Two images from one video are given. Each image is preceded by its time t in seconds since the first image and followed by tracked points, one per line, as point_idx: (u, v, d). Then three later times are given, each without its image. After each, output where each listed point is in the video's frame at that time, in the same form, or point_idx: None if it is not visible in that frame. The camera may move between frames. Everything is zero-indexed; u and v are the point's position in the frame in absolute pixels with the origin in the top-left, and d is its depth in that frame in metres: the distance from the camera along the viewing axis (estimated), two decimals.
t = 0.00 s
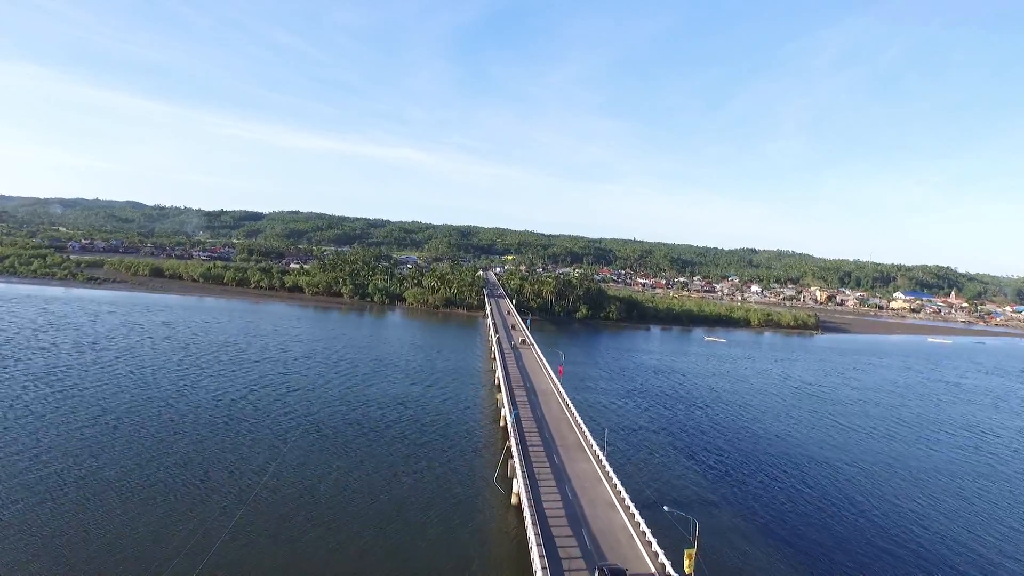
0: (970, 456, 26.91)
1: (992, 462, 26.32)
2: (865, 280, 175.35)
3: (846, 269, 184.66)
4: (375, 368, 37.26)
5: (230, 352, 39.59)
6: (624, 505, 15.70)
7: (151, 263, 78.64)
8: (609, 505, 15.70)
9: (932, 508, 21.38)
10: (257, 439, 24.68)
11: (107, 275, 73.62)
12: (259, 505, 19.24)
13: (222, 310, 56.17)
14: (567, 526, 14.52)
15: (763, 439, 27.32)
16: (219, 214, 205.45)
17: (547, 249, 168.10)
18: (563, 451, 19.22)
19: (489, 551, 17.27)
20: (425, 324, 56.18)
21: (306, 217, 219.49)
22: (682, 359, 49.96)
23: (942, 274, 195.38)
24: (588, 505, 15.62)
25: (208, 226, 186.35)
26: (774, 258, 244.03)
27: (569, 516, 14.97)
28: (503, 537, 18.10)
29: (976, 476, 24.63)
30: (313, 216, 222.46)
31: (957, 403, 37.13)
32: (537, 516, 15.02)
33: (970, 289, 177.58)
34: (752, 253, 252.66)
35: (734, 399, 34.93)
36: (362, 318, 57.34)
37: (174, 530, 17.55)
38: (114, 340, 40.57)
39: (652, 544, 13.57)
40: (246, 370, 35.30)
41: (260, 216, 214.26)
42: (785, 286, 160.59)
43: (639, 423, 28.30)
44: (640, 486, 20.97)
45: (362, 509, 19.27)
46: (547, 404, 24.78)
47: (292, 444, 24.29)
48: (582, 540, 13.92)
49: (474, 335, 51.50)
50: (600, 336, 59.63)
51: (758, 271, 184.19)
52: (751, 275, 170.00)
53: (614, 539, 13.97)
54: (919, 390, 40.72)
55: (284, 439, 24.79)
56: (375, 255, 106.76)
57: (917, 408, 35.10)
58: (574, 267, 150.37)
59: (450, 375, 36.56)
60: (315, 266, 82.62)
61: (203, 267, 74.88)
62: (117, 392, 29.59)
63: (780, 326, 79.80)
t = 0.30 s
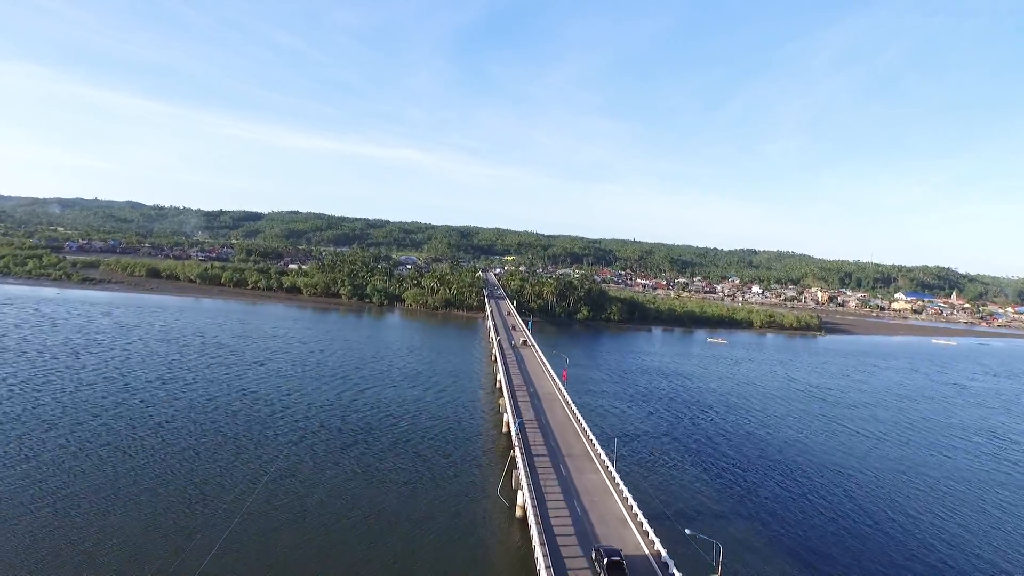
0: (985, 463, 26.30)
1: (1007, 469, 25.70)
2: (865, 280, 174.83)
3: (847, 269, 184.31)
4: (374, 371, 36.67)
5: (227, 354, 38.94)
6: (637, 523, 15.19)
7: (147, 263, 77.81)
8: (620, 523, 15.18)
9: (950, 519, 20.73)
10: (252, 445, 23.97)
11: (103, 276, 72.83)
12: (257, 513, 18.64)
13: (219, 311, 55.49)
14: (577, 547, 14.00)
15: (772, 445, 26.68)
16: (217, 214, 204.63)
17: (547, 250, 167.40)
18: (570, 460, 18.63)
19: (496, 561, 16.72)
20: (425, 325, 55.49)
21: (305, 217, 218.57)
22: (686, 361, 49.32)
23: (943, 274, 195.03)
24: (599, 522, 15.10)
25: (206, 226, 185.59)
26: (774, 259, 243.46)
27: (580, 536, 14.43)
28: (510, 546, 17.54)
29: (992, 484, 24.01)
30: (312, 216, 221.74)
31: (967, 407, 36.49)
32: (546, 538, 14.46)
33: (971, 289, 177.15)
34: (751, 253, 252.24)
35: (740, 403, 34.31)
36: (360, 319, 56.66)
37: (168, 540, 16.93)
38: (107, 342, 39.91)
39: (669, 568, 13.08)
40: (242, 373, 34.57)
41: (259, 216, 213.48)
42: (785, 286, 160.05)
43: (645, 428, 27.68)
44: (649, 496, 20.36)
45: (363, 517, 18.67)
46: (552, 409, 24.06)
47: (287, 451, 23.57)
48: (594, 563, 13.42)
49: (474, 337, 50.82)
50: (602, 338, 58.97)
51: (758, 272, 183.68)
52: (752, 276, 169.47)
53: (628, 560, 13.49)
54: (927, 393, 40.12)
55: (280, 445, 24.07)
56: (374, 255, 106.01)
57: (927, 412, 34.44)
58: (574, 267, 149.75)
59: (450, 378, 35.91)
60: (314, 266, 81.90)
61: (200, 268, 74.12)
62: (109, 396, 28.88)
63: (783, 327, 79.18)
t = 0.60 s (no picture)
0: (1002, 471, 25.56)
1: None
2: (865, 281, 174.30)
3: (847, 270, 183.82)
4: (372, 373, 35.82)
5: (221, 356, 38.04)
6: (650, 540, 14.42)
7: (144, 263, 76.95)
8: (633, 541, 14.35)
9: (970, 533, 20.02)
10: (244, 448, 23.06)
11: (99, 276, 71.95)
12: (251, 524, 17.82)
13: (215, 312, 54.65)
14: (588, 567, 13.18)
15: (783, 453, 25.88)
16: (215, 214, 203.60)
17: (547, 250, 166.71)
18: (577, 473, 17.78)
19: None
20: (424, 327, 54.66)
21: (304, 217, 217.69)
22: (689, 364, 48.55)
23: (943, 275, 194.60)
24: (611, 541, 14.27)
25: (204, 226, 184.76)
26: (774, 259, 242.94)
27: (591, 555, 13.67)
28: (515, 561, 16.76)
29: (1011, 494, 23.25)
30: (311, 216, 220.96)
31: (978, 411, 35.76)
32: (555, 557, 13.64)
33: (971, 290, 176.70)
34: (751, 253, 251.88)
35: (747, 408, 33.52)
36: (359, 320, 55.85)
37: (156, 551, 16.10)
38: (99, 344, 38.98)
39: None
40: (237, 375, 33.67)
41: (258, 216, 212.76)
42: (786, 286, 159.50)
43: (652, 435, 26.86)
44: (659, 507, 19.61)
45: (361, 530, 17.85)
46: (557, 417, 23.21)
47: (282, 454, 22.66)
48: None
49: (474, 339, 50.00)
50: (604, 339, 58.16)
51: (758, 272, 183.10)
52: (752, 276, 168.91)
53: None
54: (936, 397, 39.40)
55: (273, 448, 23.16)
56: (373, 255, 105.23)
57: (938, 417, 33.69)
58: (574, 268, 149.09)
59: (450, 382, 35.05)
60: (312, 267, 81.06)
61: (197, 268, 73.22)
62: (97, 396, 27.90)
63: (785, 328, 78.44)
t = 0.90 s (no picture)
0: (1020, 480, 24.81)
1: None
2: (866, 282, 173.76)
3: (848, 270, 183.14)
4: (372, 377, 35.02)
5: (217, 359, 37.24)
6: (664, 559, 13.60)
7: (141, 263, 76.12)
8: (646, 560, 13.54)
9: (992, 547, 19.24)
10: (238, 456, 22.27)
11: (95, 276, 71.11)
12: (244, 536, 17.05)
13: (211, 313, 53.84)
14: None
15: (795, 460, 25.08)
16: (214, 214, 202.79)
17: (547, 250, 165.94)
18: (586, 487, 16.95)
19: None
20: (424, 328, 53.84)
21: (303, 217, 216.94)
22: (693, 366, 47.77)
23: (944, 275, 194.02)
24: (623, 560, 13.44)
25: (203, 226, 183.84)
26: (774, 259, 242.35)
27: (602, 573, 12.89)
28: None
29: None
30: (310, 216, 220.22)
31: (990, 416, 35.02)
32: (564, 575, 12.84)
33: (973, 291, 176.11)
34: (751, 254, 251.23)
35: (755, 412, 32.74)
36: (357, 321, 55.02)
37: (142, 566, 15.33)
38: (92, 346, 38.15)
39: None
40: (232, 379, 32.86)
41: (257, 216, 212.06)
42: (787, 287, 158.92)
43: (659, 442, 26.06)
44: (670, 519, 18.86)
45: (360, 544, 17.07)
46: (562, 425, 22.38)
47: (278, 463, 21.87)
48: None
49: (474, 341, 49.17)
50: (606, 341, 57.40)
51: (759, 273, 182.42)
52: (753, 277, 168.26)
53: None
54: (947, 401, 38.66)
55: (267, 457, 22.33)
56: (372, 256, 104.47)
57: (951, 421, 32.95)
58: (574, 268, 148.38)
59: (451, 386, 34.21)
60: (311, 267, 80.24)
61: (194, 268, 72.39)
62: (86, 401, 27.03)
63: (789, 330, 77.62)
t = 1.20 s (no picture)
0: None
1: None
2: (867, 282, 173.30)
3: (849, 271, 182.45)
4: (371, 380, 34.25)
5: (213, 361, 36.46)
6: None
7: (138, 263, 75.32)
8: None
9: (1015, 562, 18.50)
10: (232, 464, 21.53)
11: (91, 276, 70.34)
12: (237, 549, 16.35)
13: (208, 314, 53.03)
14: None
15: (807, 469, 24.32)
16: (213, 214, 202.04)
17: (547, 250, 165.18)
18: (595, 499, 16.17)
19: None
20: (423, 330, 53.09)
21: (302, 217, 216.06)
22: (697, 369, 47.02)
23: (946, 276, 193.39)
24: None
25: (202, 225, 182.93)
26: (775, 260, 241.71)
27: None
28: None
29: None
30: (309, 216, 219.35)
31: (1002, 420, 34.26)
32: None
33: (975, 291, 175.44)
34: (752, 254, 250.78)
35: (762, 417, 32.00)
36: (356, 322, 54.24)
37: None
38: (86, 348, 37.38)
39: None
40: (228, 382, 32.09)
41: (257, 216, 211.33)
42: (788, 288, 158.25)
43: (667, 449, 25.31)
44: (681, 533, 18.14)
45: (359, 558, 16.34)
46: (568, 433, 21.62)
47: (274, 472, 21.15)
48: None
49: (475, 343, 48.39)
50: (608, 343, 56.68)
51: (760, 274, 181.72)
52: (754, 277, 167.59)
53: None
54: (957, 405, 37.92)
55: (261, 466, 21.55)
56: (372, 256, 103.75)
57: (963, 427, 32.22)
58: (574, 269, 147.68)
59: (451, 390, 33.42)
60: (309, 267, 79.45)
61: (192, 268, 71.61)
62: (76, 407, 26.24)
63: (792, 331, 76.86)
